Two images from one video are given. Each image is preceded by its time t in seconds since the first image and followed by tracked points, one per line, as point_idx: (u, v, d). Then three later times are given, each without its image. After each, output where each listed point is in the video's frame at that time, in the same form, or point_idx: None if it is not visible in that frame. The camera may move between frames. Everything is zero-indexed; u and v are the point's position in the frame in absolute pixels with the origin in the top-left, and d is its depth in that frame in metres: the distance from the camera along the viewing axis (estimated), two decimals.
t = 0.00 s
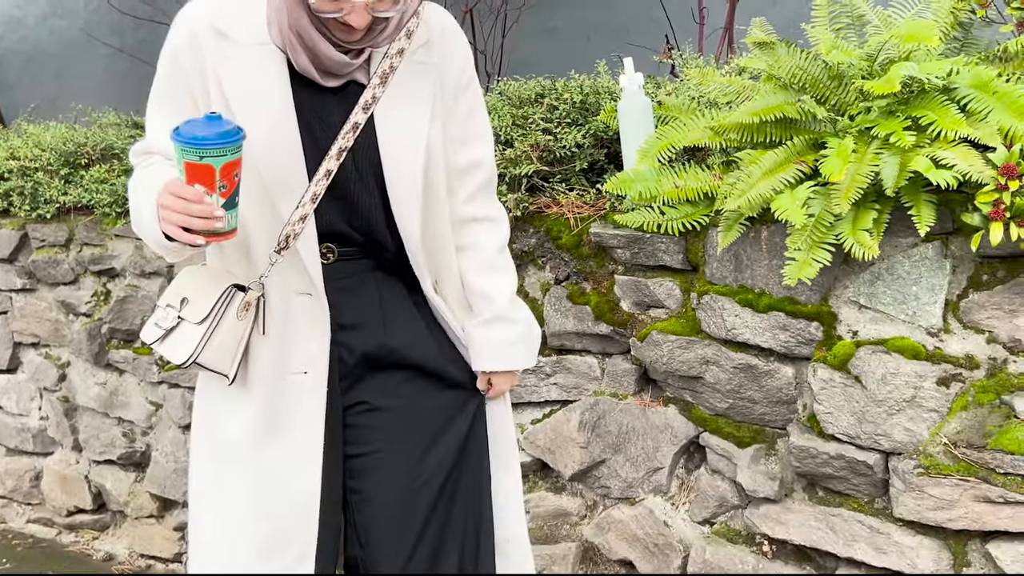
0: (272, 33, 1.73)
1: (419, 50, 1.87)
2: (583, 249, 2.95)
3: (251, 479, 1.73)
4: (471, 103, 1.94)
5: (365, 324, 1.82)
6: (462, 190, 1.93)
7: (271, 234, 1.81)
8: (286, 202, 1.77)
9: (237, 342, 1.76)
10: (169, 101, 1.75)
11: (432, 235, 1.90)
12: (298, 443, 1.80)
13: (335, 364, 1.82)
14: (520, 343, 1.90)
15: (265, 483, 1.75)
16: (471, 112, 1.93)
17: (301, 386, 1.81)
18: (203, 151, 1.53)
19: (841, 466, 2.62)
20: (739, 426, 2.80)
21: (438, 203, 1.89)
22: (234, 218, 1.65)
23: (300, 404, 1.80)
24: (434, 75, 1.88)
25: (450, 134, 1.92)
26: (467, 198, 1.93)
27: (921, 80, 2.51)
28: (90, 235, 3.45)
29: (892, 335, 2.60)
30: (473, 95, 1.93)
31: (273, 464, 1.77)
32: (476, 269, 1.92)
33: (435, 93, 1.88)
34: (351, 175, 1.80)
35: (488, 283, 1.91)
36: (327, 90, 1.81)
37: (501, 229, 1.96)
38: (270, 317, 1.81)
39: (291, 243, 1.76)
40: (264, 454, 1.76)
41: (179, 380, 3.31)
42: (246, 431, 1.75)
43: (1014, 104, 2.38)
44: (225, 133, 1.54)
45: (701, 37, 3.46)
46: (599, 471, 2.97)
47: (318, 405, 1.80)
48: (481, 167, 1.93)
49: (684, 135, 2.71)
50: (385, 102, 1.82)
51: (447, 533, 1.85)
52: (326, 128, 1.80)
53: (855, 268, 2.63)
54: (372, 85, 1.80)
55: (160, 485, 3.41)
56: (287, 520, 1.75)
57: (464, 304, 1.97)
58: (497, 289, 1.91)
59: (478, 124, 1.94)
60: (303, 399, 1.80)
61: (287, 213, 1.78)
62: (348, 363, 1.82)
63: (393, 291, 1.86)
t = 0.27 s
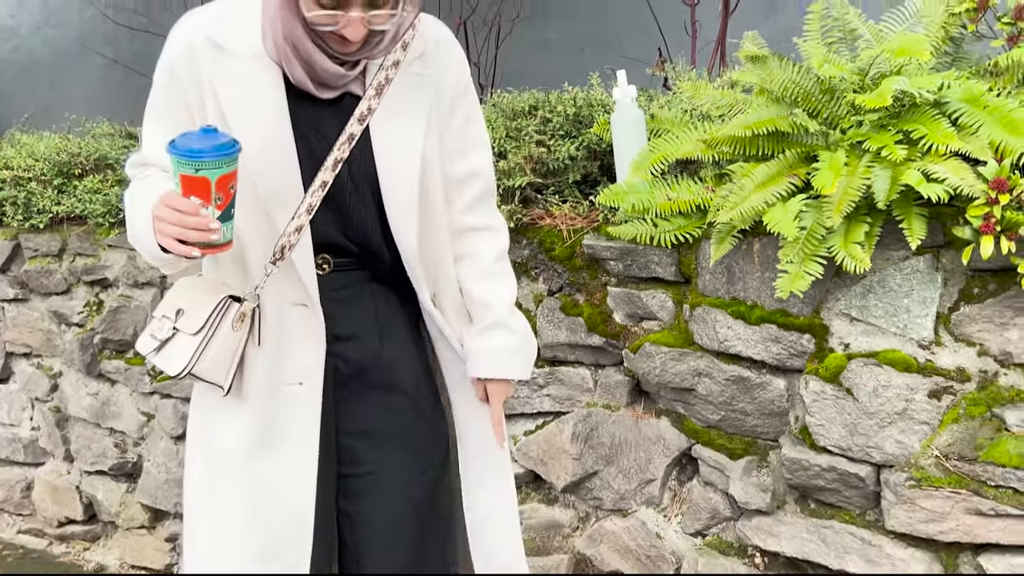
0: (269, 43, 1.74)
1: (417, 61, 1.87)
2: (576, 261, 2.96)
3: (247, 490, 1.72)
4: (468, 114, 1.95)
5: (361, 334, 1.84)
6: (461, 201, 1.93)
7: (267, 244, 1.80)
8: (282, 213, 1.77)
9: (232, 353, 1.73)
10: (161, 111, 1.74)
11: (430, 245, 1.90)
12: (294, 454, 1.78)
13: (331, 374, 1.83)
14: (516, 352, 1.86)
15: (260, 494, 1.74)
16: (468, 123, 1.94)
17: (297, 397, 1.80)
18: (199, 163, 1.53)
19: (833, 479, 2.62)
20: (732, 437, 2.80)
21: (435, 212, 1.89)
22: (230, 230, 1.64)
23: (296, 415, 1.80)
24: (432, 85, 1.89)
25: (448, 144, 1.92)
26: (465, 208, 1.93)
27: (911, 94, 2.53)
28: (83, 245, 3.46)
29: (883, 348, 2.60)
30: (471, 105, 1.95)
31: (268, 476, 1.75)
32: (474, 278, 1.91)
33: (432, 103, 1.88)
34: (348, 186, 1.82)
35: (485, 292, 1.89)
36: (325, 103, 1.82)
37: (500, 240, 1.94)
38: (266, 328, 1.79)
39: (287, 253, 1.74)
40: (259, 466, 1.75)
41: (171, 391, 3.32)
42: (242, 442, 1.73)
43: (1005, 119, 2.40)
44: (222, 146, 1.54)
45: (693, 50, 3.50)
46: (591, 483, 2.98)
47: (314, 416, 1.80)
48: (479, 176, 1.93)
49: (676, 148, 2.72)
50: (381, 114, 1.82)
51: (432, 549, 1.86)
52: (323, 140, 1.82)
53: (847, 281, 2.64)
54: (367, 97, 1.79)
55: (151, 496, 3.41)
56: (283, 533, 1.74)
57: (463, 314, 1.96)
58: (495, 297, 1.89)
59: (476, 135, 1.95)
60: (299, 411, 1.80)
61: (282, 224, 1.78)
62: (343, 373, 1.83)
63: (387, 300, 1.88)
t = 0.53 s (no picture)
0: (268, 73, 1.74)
1: (410, 92, 1.85)
2: (567, 290, 2.99)
3: (239, 516, 1.74)
4: (463, 142, 1.92)
5: (356, 364, 1.80)
6: (458, 228, 1.90)
7: (257, 276, 1.79)
8: (278, 243, 1.77)
9: (227, 381, 1.73)
10: (157, 142, 1.73)
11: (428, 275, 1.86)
12: (288, 483, 1.78)
13: (324, 405, 1.81)
14: (514, 378, 1.82)
15: (252, 519, 1.75)
16: (464, 150, 1.91)
17: (290, 427, 1.79)
18: (197, 194, 1.55)
19: (823, 509, 2.63)
20: (722, 466, 2.80)
21: (433, 241, 1.86)
22: (227, 260, 1.65)
23: (289, 445, 1.79)
24: (426, 114, 1.87)
25: (444, 172, 1.90)
26: (463, 236, 1.90)
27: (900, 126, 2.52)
28: (73, 272, 3.52)
29: (873, 378, 2.58)
30: (466, 133, 1.92)
31: (261, 504, 1.76)
32: (473, 306, 1.87)
33: (427, 133, 1.86)
34: (343, 216, 1.78)
35: (483, 321, 1.86)
36: (321, 138, 1.81)
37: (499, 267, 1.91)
38: (262, 357, 1.80)
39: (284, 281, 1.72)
40: (252, 493, 1.76)
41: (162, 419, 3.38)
42: (235, 470, 1.74)
43: (991, 150, 2.42)
44: (220, 177, 1.55)
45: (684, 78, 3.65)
46: (582, 512, 2.97)
47: (307, 446, 1.78)
48: (476, 204, 1.90)
49: (667, 177, 2.74)
50: (377, 146, 1.80)
51: None
52: (321, 172, 1.80)
53: (837, 311, 2.62)
54: (364, 127, 1.75)
55: (140, 525, 3.47)
56: (273, 562, 1.76)
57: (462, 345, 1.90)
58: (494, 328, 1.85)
59: (472, 162, 1.92)
60: (292, 440, 1.79)
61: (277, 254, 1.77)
62: (337, 404, 1.80)
63: (382, 333, 1.84)
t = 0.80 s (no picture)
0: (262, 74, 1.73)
1: (405, 95, 1.84)
2: (558, 290, 3.00)
3: (232, 521, 1.71)
4: (460, 149, 1.91)
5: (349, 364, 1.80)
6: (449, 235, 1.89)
7: (257, 275, 1.79)
8: (273, 243, 1.75)
9: (221, 384, 1.74)
10: (156, 143, 1.76)
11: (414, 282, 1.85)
12: (281, 485, 1.76)
13: (318, 404, 1.79)
14: (483, 395, 1.76)
15: (245, 524, 1.72)
16: (458, 156, 1.91)
17: (283, 428, 1.78)
18: (193, 196, 1.53)
19: (813, 511, 2.63)
20: (713, 468, 2.80)
21: (421, 246, 1.86)
22: (223, 261, 1.63)
23: (283, 445, 1.77)
24: (422, 118, 1.86)
25: (438, 177, 1.89)
26: (455, 242, 1.89)
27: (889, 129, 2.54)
28: (64, 273, 3.47)
29: (863, 380, 2.61)
30: (462, 140, 1.91)
31: (255, 507, 1.74)
32: (455, 316, 1.85)
33: (422, 138, 1.85)
34: (340, 219, 1.79)
35: (464, 332, 1.83)
36: (315, 133, 1.82)
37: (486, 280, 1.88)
38: (255, 358, 1.78)
39: (278, 286, 1.74)
40: (245, 496, 1.74)
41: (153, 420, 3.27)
42: (228, 472, 1.73)
43: (981, 153, 2.41)
44: (216, 179, 1.54)
45: (675, 81, 3.81)
46: (572, 514, 2.97)
47: (300, 446, 1.77)
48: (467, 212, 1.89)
49: (657, 180, 2.75)
50: (372, 148, 1.80)
51: None
52: (314, 170, 1.80)
53: (826, 312, 2.66)
54: (358, 130, 1.79)
55: (129, 525, 3.38)
56: (270, 560, 1.72)
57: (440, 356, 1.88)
58: (476, 339, 1.83)
59: (467, 170, 1.91)
60: (285, 441, 1.77)
61: (273, 255, 1.75)
62: (330, 404, 1.79)
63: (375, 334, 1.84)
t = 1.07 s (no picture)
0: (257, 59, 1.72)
1: (402, 88, 1.83)
2: (549, 279, 3.01)
3: (226, 510, 1.71)
4: (453, 146, 1.88)
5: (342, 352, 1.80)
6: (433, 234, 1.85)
7: (249, 263, 1.79)
8: (266, 233, 1.74)
9: (215, 376, 1.72)
10: (150, 127, 1.74)
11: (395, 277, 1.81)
12: (273, 473, 1.75)
13: (308, 391, 1.79)
14: (459, 402, 1.69)
15: (238, 513, 1.71)
16: (454, 154, 1.88)
17: (275, 415, 1.77)
18: (184, 181, 1.51)
19: (802, 498, 2.63)
20: (704, 455, 2.80)
21: (402, 242, 1.81)
22: (212, 248, 1.62)
23: (274, 432, 1.77)
24: (415, 113, 1.85)
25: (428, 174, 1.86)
26: (440, 242, 1.84)
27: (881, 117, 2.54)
28: (53, 259, 3.47)
29: (854, 368, 2.62)
30: (455, 137, 1.88)
31: (248, 494, 1.73)
32: (435, 318, 1.79)
33: (414, 132, 1.84)
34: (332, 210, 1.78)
35: (442, 335, 1.77)
36: (309, 125, 1.82)
37: (469, 283, 1.83)
38: (249, 349, 1.77)
39: (271, 277, 1.72)
40: (238, 484, 1.73)
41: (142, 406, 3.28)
42: (221, 461, 1.72)
43: (972, 142, 2.41)
44: (208, 165, 1.53)
45: (668, 68, 3.81)
46: (563, 501, 2.97)
47: (292, 433, 1.76)
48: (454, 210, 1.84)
49: (649, 168, 2.75)
50: (365, 140, 1.78)
51: None
52: (307, 159, 1.80)
53: (817, 301, 2.66)
54: (352, 121, 1.77)
55: (119, 512, 3.38)
56: (262, 547, 1.72)
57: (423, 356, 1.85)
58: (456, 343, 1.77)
59: (459, 168, 1.88)
60: (276, 428, 1.77)
61: (267, 245, 1.75)
62: (322, 390, 1.80)
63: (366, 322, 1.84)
